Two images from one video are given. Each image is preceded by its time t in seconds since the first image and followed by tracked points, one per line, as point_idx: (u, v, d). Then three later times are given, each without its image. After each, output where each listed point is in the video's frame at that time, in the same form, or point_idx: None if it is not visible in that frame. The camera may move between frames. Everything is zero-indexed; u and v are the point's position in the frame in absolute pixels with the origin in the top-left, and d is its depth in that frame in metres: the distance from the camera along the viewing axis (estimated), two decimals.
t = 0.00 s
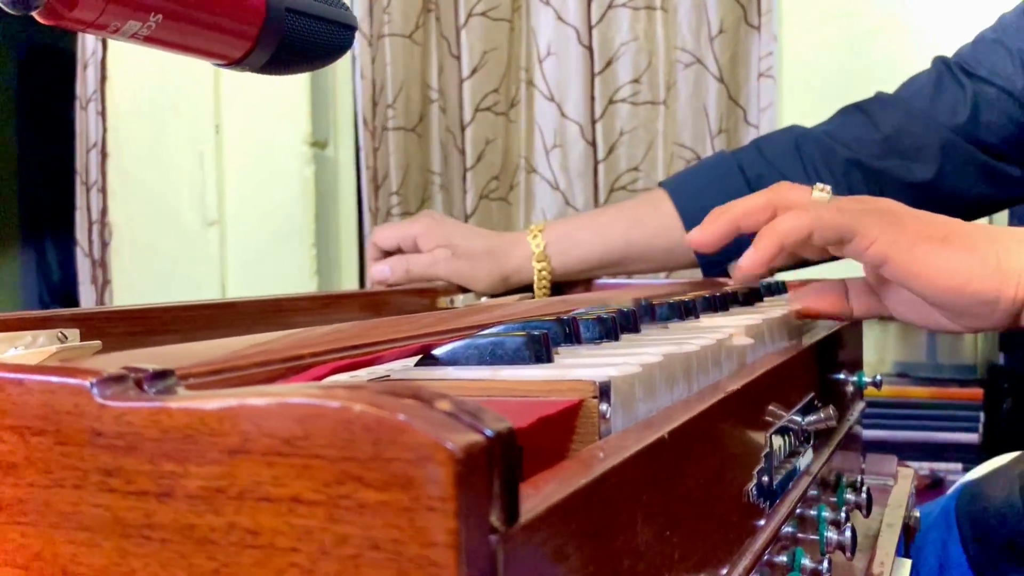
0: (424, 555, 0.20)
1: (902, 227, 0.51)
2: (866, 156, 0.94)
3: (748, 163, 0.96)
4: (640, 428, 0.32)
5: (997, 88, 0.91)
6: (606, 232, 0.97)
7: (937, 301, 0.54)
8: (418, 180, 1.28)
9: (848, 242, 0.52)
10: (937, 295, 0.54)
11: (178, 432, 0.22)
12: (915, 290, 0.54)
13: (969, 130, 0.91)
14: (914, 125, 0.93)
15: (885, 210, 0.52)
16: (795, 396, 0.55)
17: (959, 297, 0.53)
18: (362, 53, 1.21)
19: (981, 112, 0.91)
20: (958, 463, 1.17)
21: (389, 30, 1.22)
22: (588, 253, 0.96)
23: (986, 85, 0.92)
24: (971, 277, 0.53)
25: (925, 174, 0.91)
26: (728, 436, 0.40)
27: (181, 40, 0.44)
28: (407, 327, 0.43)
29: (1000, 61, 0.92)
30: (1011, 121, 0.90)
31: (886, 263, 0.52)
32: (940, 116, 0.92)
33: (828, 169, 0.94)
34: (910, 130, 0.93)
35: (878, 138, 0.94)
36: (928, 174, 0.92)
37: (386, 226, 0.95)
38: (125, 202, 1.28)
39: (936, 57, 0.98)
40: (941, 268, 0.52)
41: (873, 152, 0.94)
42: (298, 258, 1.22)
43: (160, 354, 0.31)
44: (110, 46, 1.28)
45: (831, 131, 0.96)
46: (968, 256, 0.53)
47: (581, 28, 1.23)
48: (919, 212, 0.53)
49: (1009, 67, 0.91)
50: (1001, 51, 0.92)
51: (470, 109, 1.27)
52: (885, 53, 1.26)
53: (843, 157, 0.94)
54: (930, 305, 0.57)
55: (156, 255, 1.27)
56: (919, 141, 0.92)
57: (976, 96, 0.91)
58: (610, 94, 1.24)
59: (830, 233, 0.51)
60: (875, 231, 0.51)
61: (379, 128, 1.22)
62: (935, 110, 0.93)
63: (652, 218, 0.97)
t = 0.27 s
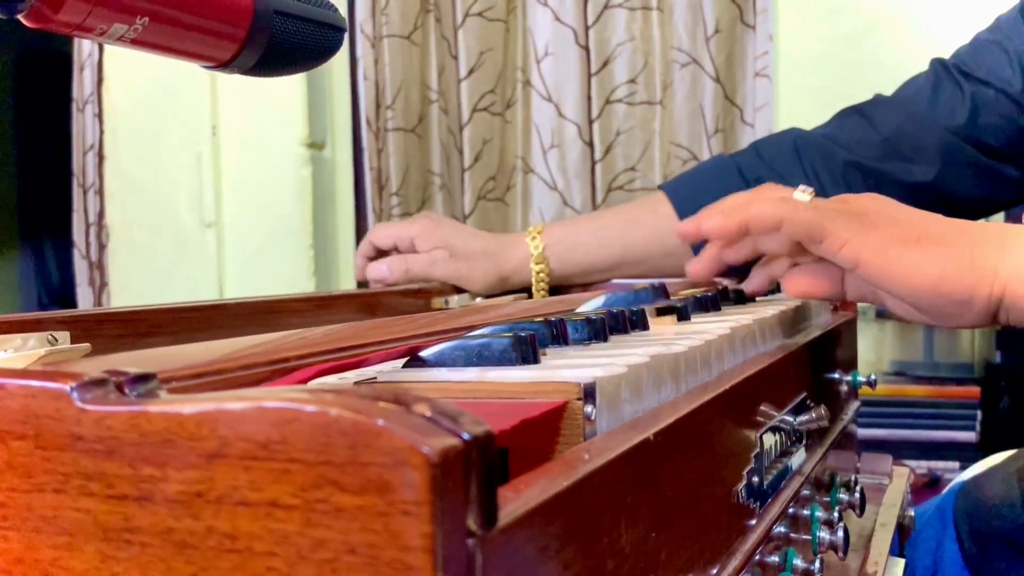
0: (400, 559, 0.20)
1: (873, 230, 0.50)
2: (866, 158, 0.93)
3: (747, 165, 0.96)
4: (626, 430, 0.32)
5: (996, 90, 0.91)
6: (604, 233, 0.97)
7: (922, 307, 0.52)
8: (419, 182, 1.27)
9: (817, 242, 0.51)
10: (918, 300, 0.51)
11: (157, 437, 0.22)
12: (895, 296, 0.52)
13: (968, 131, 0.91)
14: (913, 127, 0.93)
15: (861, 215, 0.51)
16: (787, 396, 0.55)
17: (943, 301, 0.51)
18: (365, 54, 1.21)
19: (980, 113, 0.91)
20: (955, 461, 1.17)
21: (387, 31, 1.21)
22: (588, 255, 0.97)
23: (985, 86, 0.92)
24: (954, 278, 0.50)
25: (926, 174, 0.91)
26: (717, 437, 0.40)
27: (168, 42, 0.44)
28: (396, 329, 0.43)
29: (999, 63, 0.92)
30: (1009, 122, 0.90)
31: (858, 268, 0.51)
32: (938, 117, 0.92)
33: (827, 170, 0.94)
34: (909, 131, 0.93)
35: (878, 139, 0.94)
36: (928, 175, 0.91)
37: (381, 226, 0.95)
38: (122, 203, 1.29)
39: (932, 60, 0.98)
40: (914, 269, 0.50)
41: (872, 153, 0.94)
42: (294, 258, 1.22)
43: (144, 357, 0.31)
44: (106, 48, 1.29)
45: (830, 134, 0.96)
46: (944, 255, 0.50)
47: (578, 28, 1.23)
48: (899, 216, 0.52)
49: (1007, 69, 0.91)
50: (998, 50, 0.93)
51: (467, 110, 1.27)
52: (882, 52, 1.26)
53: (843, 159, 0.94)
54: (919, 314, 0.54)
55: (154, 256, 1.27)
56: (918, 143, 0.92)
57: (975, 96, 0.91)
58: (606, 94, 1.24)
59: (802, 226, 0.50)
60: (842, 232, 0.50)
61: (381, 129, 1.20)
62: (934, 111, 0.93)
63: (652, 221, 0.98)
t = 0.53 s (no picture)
0: (420, 556, 0.20)
1: (877, 229, 0.51)
2: (868, 160, 0.94)
3: (750, 166, 0.95)
4: (636, 429, 0.33)
5: (997, 96, 0.95)
6: (607, 234, 0.98)
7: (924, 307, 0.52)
8: (416, 182, 1.26)
9: (823, 243, 0.53)
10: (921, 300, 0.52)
11: (177, 436, 0.23)
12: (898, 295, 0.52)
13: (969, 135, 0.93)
14: (915, 131, 0.94)
15: (865, 216, 0.52)
16: (792, 396, 0.55)
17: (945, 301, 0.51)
18: (360, 52, 1.18)
19: (980, 118, 0.94)
20: (958, 461, 1.17)
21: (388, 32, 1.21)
22: (591, 256, 0.97)
23: (985, 92, 0.95)
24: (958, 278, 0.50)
25: (929, 176, 0.92)
26: (725, 436, 0.40)
27: (179, 44, 0.44)
28: (404, 329, 0.43)
29: (996, 67, 0.96)
30: (1008, 127, 0.94)
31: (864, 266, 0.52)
32: (941, 121, 0.95)
33: (830, 173, 0.94)
34: (910, 134, 0.94)
35: (879, 142, 0.94)
36: (930, 177, 0.92)
37: (385, 231, 0.95)
38: (125, 203, 1.29)
39: (935, 67, 1.02)
40: (917, 269, 0.50)
41: (874, 155, 0.94)
42: (297, 259, 1.22)
43: (158, 357, 0.32)
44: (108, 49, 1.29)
45: (832, 137, 0.97)
46: (947, 258, 0.50)
47: (581, 30, 1.23)
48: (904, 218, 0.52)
49: (1006, 74, 0.96)
50: (997, 59, 0.97)
51: (470, 112, 1.27)
52: (883, 52, 1.26)
53: (845, 160, 0.94)
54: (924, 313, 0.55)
55: (156, 257, 1.27)
56: (921, 146, 0.93)
57: (976, 103, 0.94)
58: (609, 95, 1.25)
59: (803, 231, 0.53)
60: (847, 233, 0.51)
61: (379, 129, 1.21)
62: (936, 116, 0.95)
63: (656, 221, 0.98)
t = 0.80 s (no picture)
0: (425, 555, 0.20)
1: (879, 210, 0.50)
2: (865, 169, 0.94)
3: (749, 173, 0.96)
4: (640, 430, 0.33)
5: (987, 103, 0.95)
6: (610, 238, 0.98)
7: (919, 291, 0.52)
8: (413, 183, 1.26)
9: (825, 219, 0.50)
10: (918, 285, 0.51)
11: (182, 435, 0.23)
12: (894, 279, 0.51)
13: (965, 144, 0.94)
14: (910, 139, 0.94)
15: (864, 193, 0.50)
16: (794, 398, 0.55)
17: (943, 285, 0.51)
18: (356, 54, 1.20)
19: (974, 126, 0.94)
20: (959, 464, 1.16)
21: (387, 33, 1.21)
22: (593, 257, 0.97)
23: (978, 100, 0.95)
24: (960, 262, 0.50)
25: (925, 185, 0.92)
26: (728, 438, 0.40)
27: (184, 44, 0.44)
28: (407, 330, 0.43)
29: (990, 77, 0.96)
30: (1002, 135, 0.94)
31: (863, 250, 0.50)
32: (934, 130, 0.95)
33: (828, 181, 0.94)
34: (906, 143, 0.94)
35: (876, 152, 0.94)
36: (926, 186, 0.92)
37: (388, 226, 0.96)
38: (126, 203, 1.29)
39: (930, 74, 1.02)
40: (923, 253, 0.49)
41: (871, 165, 0.94)
42: (298, 259, 1.23)
43: (162, 358, 0.32)
44: (111, 49, 1.28)
45: (830, 147, 0.97)
46: (950, 242, 0.50)
47: (583, 32, 1.23)
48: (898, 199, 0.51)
49: (998, 84, 0.95)
50: (988, 66, 0.97)
51: (472, 114, 1.27)
52: (884, 55, 1.26)
53: (842, 169, 0.94)
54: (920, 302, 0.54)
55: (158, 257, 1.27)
56: (915, 155, 0.93)
57: (968, 110, 0.94)
58: (611, 98, 1.25)
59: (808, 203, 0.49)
60: (854, 212, 0.49)
61: (372, 129, 1.20)
62: (930, 125, 0.95)
63: (657, 225, 0.98)
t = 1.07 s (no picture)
0: (435, 554, 0.20)
1: (857, 234, 0.51)
2: (864, 165, 0.94)
3: (747, 168, 0.96)
4: (645, 430, 0.33)
5: (988, 105, 0.95)
6: (604, 228, 0.97)
7: (910, 315, 0.52)
8: (411, 184, 1.29)
9: (797, 249, 0.52)
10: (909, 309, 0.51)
11: (192, 434, 0.23)
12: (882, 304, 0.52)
13: (963, 143, 0.94)
14: (909, 137, 0.94)
15: (841, 217, 0.52)
16: (797, 399, 0.55)
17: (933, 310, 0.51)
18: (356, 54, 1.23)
19: (973, 126, 0.94)
20: (961, 465, 1.16)
21: (389, 33, 1.24)
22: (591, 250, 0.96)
23: (976, 101, 0.96)
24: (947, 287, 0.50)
25: (923, 181, 0.92)
26: (732, 438, 0.40)
27: (190, 46, 0.44)
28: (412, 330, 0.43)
29: (989, 79, 0.96)
30: (1000, 136, 0.95)
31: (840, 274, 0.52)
32: (933, 128, 0.95)
33: (826, 177, 0.94)
34: (904, 140, 0.94)
35: (874, 149, 0.94)
36: (924, 182, 0.93)
37: (374, 256, 0.94)
38: (129, 202, 1.29)
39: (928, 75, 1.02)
40: (904, 275, 0.49)
41: (870, 161, 0.94)
42: (299, 259, 1.23)
43: (170, 358, 0.32)
44: (114, 50, 1.28)
45: (829, 143, 0.96)
46: (935, 263, 0.49)
47: (584, 35, 1.23)
48: (886, 220, 0.52)
49: (996, 84, 0.96)
50: (988, 67, 0.97)
51: (473, 115, 1.27)
52: (884, 56, 1.26)
53: (841, 164, 0.94)
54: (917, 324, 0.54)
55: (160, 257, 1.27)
56: (914, 152, 0.93)
57: (967, 109, 0.95)
58: (613, 99, 1.24)
59: (779, 236, 0.52)
60: (826, 237, 0.51)
61: (371, 129, 1.24)
62: (929, 122, 0.95)
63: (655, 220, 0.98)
